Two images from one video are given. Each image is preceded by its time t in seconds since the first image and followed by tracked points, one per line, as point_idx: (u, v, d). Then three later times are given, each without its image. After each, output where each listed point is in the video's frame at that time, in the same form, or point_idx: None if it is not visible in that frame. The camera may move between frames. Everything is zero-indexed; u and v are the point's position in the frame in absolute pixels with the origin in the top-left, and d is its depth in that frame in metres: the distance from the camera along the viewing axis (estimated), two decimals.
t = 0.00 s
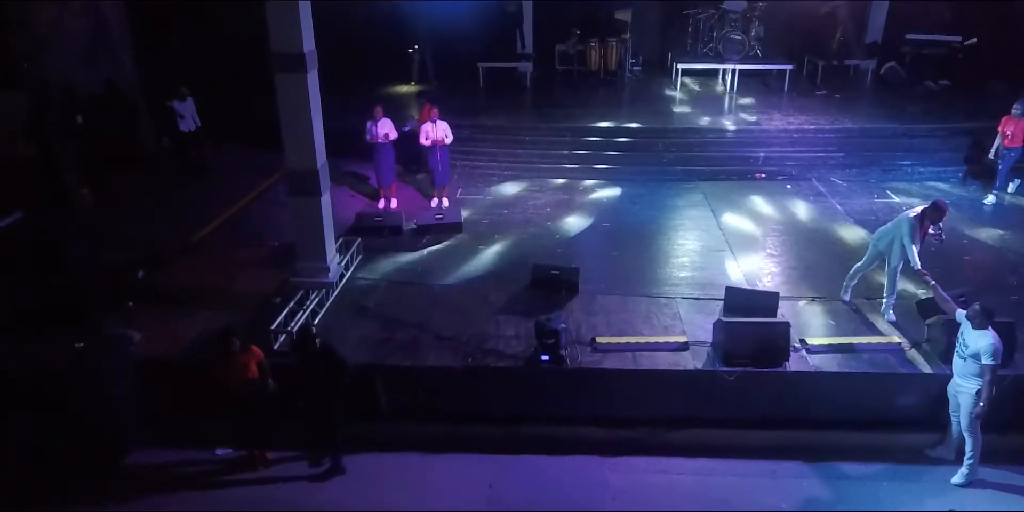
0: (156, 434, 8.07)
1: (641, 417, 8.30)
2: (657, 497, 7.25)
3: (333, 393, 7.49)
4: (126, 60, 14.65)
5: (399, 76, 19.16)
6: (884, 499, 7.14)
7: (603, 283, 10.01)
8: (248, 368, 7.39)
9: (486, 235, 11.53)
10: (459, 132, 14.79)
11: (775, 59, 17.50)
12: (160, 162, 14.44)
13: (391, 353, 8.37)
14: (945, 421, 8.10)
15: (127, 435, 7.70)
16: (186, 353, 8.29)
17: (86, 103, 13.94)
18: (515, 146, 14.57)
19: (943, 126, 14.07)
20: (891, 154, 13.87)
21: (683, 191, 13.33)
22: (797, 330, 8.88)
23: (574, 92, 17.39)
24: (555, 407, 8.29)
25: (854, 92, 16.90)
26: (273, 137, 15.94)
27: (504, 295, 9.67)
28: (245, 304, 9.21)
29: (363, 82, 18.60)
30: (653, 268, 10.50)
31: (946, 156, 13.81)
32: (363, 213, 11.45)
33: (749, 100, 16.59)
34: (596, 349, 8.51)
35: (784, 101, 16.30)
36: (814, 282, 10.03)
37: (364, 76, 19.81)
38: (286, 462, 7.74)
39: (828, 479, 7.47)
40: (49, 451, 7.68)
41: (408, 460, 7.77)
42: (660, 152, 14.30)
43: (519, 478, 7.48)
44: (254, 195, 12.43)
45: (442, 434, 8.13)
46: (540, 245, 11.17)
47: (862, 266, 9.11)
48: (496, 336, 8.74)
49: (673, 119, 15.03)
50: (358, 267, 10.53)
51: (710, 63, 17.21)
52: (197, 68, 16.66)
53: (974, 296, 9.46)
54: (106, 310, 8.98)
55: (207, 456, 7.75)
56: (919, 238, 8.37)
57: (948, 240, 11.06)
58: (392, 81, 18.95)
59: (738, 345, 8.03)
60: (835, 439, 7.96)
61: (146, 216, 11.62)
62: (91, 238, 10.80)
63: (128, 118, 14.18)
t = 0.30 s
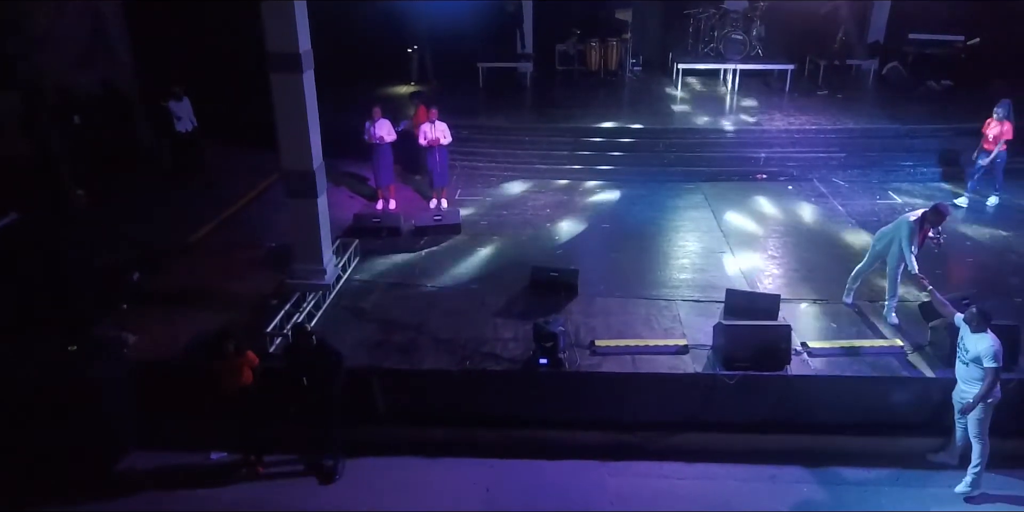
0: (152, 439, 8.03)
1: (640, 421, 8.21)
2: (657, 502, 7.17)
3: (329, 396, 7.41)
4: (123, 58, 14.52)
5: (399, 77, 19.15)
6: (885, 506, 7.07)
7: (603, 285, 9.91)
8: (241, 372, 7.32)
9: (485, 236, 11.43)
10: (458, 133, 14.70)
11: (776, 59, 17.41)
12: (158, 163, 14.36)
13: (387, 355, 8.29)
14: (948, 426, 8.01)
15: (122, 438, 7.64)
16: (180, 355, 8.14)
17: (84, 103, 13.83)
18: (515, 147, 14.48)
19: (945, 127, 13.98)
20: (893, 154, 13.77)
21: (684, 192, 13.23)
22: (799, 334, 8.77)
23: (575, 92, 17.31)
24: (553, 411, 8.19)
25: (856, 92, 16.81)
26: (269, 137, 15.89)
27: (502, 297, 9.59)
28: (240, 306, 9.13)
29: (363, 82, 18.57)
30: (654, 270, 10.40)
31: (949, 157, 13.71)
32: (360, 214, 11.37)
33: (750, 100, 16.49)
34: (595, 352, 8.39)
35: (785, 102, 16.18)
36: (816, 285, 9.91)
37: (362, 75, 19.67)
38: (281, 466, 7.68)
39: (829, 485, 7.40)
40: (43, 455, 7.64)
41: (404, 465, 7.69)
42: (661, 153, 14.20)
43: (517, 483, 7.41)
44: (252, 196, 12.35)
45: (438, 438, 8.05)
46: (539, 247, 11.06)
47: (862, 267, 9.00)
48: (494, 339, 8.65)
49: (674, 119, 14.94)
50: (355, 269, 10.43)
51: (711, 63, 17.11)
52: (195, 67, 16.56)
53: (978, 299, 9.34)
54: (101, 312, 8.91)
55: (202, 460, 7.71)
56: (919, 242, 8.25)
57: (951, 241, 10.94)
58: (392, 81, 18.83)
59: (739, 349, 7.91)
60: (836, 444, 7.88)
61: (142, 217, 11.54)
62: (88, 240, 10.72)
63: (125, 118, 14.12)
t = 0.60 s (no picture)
0: (120, 449, 7.79)
1: (617, 422, 8.15)
2: (637, 503, 7.09)
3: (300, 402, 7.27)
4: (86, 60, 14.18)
5: (372, 76, 18.93)
6: (863, 499, 7.07)
7: (579, 285, 9.84)
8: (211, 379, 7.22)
9: (460, 237, 11.31)
10: (433, 133, 14.57)
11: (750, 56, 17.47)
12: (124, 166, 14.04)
13: (361, 360, 8.15)
14: (924, 420, 8.04)
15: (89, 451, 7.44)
16: (151, 365, 8.01)
17: (46, 105, 13.49)
18: (490, 146, 14.38)
19: (917, 122, 14.11)
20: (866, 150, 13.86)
21: (660, 190, 13.22)
22: (775, 330, 8.75)
23: (550, 91, 17.23)
24: (529, 412, 8.10)
25: (828, 89, 16.91)
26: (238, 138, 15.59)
27: (478, 299, 9.49)
28: (211, 312, 8.94)
29: (335, 83, 18.33)
30: (630, 269, 10.35)
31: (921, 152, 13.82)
32: (333, 216, 11.19)
33: (724, 98, 16.52)
34: (571, 352, 8.33)
35: (759, 99, 16.23)
36: (791, 281, 9.92)
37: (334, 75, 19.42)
38: (253, 474, 7.48)
39: (807, 480, 7.38)
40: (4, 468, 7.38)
41: (380, 470, 7.54)
42: (637, 151, 14.18)
43: (494, 486, 7.29)
44: (222, 200, 12.11)
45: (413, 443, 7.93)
46: (515, 247, 10.96)
47: (836, 263, 9.02)
48: (470, 341, 8.54)
49: (649, 117, 14.93)
50: (328, 273, 10.26)
51: (685, 60, 17.11)
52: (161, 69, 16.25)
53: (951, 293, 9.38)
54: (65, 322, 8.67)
55: (172, 470, 7.51)
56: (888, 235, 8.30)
57: (922, 235, 11.03)
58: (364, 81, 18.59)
59: (715, 347, 7.89)
60: (814, 440, 7.87)
61: (108, 223, 11.26)
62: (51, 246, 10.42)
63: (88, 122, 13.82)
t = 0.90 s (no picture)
0: (81, 462, 7.53)
1: (590, 420, 8.09)
2: (612, 501, 7.04)
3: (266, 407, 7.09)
4: (41, 60, 13.77)
5: (339, 75, 18.68)
6: (836, 491, 7.10)
7: (551, 283, 9.77)
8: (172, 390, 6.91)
9: (430, 237, 11.18)
10: (401, 132, 14.41)
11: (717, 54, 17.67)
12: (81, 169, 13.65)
13: (329, 363, 7.99)
14: (893, 410, 8.11)
15: (45, 464, 7.17)
16: (110, 373, 7.74)
17: None
18: (460, 145, 14.25)
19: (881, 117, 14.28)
20: (833, 145, 13.99)
21: (630, 186, 13.20)
22: (746, 325, 8.75)
23: (518, 89, 17.14)
24: (501, 413, 8.01)
25: (794, 84, 17.08)
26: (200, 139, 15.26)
27: (449, 299, 9.37)
28: (173, 318, 8.68)
29: (301, 82, 18.04)
30: (602, 266, 10.30)
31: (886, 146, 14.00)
32: (300, 218, 10.98)
33: (692, 94, 16.59)
34: (543, 351, 8.24)
35: (727, 95, 16.31)
36: (761, 275, 9.96)
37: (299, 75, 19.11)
38: (218, 484, 7.27)
39: (780, 473, 7.39)
40: None
41: (350, 476, 7.40)
42: (607, 148, 14.15)
43: (468, 489, 7.20)
44: (184, 203, 11.81)
45: (384, 446, 7.79)
46: (486, 246, 10.85)
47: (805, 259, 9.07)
48: (441, 342, 8.42)
49: (618, 114, 14.92)
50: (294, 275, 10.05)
51: (653, 57, 17.15)
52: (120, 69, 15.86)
53: (917, 284, 9.49)
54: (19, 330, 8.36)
55: (133, 482, 7.26)
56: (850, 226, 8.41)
57: (889, 228, 11.15)
58: (331, 79, 18.31)
59: (689, 343, 7.87)
60: (786, 433, 7.89)
61: (64, 228, 10.92)
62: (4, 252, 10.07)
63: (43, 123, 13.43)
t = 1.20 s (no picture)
0: (60, 466, 7.38)
1: (580, 418, 8.00)
2: (602, 501, 6.96)
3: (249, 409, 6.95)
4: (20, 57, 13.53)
5: (325, 73, 18.50)
6: (827, 488, 7.07)
7: (540, 280, 9.67)
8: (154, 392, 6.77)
9: (417, 235, 11.05)
10: (387, 130, 14.27)
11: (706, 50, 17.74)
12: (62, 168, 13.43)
13: (314, 364, 7.85)
14: (883, 406, 8.07)
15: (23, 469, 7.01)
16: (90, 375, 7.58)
17: None
18: (447, 143, 14.13)
19: (869, 112, 14.28)
20: (821, 141, 13.97)
21: (619, 183, 13.12)
22: (737, 322, 8.68)
23: (506, 86, 17.02)
24: (489, 413, 7.90)
25: (781, 80, 17.10)
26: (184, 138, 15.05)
27: (436, 297, 9.25)
28: (156, 319, 8.53)
29: (286, 80, 17.85)
30: (591, 263, 10.22)
31: (874, 142, 14.00)
32: (284, 216, 10.83)
33: (680, 91, 16.54)
34: (532, 349, 8.14)
35: (715, 91, 16.27)
36: (750, 271, 9.91)
37: (284, 72, 18.93)
38: (202, 487, 7.14)
39: (771, 471, 7.35)
40: None
41: (336, 478, 7.29)
42: (595, 145, 14.07)
43: (457, 490, 7.11)
44: (167, 202, 11.63)
45: (371, 448, 7.67)
46: (474, 244, 10.74)
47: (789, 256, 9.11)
48: (428, 341, 8.31)
49: (606, 111, 14.85)
50: (279, 274, 9.90)
51: (641, 54, 17.09)
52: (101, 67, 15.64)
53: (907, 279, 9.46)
54: None
55: (115, 486, 7.12)
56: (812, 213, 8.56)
57: (877, 223, 11.13)
58: (317, 77, 18.14)
59: (678, 339, 7.80)
60: (777, 430, 7.83)
61: (43, 229, 10.72)
62: None
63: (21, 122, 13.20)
